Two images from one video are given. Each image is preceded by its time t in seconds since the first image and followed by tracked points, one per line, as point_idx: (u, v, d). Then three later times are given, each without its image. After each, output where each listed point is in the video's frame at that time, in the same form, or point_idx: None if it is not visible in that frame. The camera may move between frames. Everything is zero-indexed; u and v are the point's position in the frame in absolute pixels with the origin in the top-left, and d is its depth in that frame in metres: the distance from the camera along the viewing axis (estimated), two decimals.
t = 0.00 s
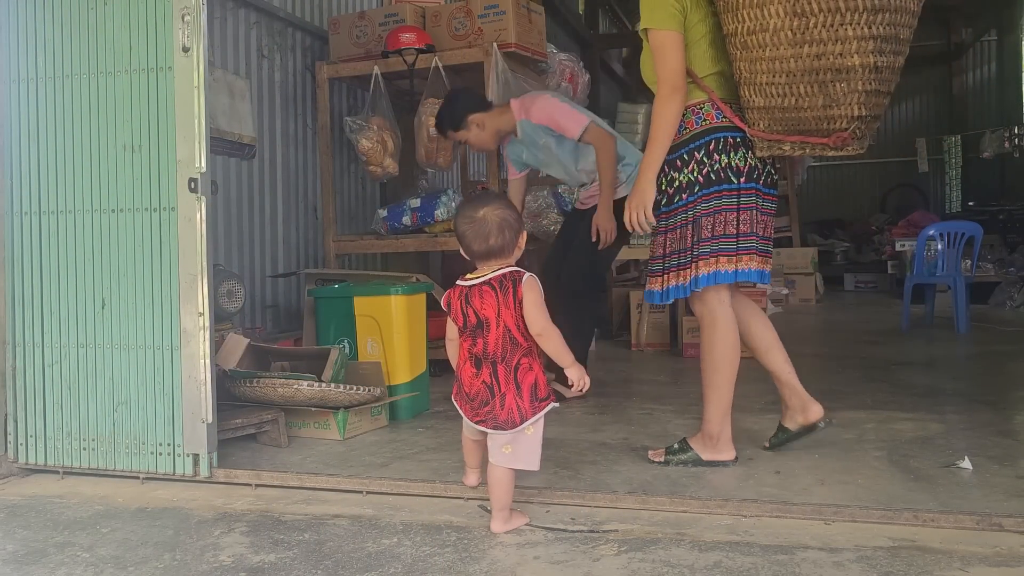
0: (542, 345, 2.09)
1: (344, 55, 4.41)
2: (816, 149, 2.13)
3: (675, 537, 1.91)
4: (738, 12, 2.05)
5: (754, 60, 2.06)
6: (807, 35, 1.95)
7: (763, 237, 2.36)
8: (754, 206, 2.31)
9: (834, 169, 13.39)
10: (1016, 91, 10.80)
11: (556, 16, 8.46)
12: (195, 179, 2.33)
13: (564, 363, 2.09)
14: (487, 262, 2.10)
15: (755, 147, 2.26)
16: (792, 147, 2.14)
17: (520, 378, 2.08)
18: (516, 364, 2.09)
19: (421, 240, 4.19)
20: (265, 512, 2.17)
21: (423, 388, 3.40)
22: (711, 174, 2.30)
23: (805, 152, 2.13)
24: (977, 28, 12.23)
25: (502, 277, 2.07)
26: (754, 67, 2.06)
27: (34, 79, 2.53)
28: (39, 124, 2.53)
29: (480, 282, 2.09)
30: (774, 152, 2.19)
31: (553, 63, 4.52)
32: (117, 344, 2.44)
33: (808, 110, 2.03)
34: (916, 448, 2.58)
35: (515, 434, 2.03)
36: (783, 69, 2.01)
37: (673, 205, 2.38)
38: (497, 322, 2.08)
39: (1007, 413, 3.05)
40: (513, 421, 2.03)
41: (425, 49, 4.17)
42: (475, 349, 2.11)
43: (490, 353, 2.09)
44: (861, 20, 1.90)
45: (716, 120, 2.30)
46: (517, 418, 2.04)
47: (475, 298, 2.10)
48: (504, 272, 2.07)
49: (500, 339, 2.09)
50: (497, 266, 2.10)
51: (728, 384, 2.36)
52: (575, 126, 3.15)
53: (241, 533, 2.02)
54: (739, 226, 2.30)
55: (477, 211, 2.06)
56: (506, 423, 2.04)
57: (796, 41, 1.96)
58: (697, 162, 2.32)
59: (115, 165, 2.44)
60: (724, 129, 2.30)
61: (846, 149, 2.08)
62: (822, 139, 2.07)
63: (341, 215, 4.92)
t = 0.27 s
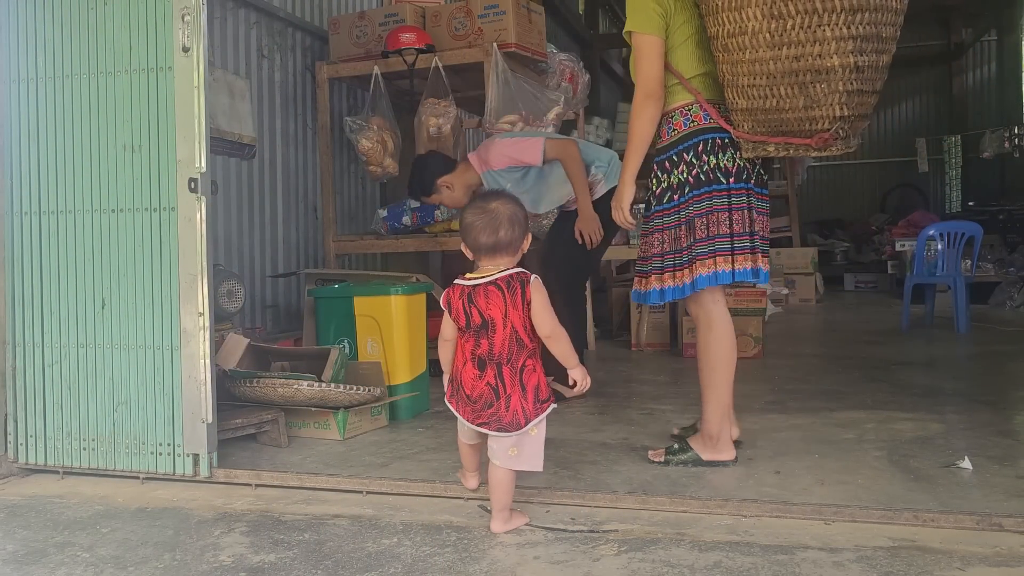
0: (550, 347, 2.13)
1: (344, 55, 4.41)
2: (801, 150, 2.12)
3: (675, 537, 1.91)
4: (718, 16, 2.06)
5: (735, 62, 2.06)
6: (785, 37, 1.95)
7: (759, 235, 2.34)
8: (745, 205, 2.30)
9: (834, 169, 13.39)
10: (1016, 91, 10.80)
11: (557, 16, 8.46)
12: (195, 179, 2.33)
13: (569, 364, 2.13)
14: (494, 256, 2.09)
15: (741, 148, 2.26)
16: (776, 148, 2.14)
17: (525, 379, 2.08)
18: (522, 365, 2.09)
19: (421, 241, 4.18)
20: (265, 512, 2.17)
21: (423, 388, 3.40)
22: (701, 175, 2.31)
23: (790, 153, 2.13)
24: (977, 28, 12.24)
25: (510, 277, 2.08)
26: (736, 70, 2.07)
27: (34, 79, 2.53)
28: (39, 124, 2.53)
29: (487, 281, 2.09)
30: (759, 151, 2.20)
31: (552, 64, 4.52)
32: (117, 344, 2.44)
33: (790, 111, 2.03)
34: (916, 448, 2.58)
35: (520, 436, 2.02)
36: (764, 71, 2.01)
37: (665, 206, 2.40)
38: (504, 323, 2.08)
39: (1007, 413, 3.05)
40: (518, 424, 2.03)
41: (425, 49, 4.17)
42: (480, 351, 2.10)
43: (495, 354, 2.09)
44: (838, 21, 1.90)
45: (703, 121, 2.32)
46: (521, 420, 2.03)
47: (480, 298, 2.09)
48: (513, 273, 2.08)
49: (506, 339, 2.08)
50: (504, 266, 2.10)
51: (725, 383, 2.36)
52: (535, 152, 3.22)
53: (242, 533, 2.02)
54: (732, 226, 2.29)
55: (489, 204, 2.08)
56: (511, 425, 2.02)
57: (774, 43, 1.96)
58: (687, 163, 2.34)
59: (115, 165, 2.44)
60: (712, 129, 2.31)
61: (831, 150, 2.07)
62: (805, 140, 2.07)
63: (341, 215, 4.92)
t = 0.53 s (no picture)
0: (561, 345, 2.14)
1: (344, 55, 4.41)
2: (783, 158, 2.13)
3: (675, 537, 1.91)
4: (710, 22, 2.05)
5: (724, 69, 2.05)
6: (774, 48, 1.94)
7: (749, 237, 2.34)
8: (731, 208, 2.31)
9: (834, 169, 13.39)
10: (1016, 91, 10.80)
11: (557, 16, 8.46)
12: (195, 179, 2.33)
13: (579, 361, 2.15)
14: (495, 255, 2.09)
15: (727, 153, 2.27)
16: (760, 156, 2.14)
17: (530, 380, 2.08)
18: (527, 366, 2.09)
19: (421, 241, 4.18)
20: (265, 512, 2.17)
21: (423, 388, 3.40)
22: (687, 178, 2.33)
23: (772, 161, 2.13)
24: (977, 28, 12.25)
25: (515, 279, 2.07)
26: (725, 77, 2.06)
27: (34, 79, 2.53)
28: (39, 124, 2.53)
29: (491, 282, 2.08)
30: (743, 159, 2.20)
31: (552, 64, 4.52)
32: (117, 344, 2.44)
33: (775, 121, 2.03)
34: (915, 448, 2.58)
35: (524, 437, 2.03)
36: (752, 80, 2.00)
37: (654, 208, 2.43)
38: (509, 325, 2.08)
39: (1007, 413, 3.05)
40: (522, 425, 2.03)
41: (425, 49, 4.17)
42: (485, 353, 2.09)
43: (500, 356, 2.08)
44: (827, 36, 1.90)
45: (691, 125, 2.33)
46: (527, 421, 2.04)
47: (485, 300, 2.08)
48: (515, 274, 2.08)
49: (512, 341, 2.08)
50: (506, 267, 2.10)
51: (722, 383, 2.35)
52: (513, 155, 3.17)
53: (242, 533, 2.02)
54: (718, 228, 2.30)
55: (492, 202, 2.07)
56: (517, 426, 2.03)
57: (764, 53, 1.95)
58: (674, 165, 2.35)
59: (115, 165, 2.44)
60: (699, 133, 2.32)
61: (813, 160, 2.09)
62: (788, 150, 2.08)
63: (341, 215, 4.92)
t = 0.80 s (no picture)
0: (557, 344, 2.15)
1: (344, 55, 4.41)
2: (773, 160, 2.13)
3: (675, 537, 1.91)
4: (702, 26, 2.05)
5: (716, 72, 2.06)
6: (765, 51, 1.95)
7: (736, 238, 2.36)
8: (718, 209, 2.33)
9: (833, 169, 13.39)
10: (1016, 91, 10.81)
11: (557, 16, 8.46)
12: (195, 179, 2.33)
13: (571, 356, 2.17)
14: (488, 255, 2.09)
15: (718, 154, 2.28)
16: (750, 157, 2.14)
17: (524, 379, 2.08)
18: (521, 366, 2.09)
19: (421, 240, 4.18)
20: (265, 512, 2.17)
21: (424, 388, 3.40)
22: (677, 179, 2.34)
23: (762, 163, 2.13)
24: (977, 28, 12.25)
25: (510, 279, 2.08)
26: (717, 79, 2.07)
27: (34, 79, 2.53)
28: (39, 124, 2.53)
29: (487, 283, 2.08)
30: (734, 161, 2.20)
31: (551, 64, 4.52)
32: (117, 344, 2.44)
33: (766, 123, 2.04)
34: (915, 448, 2.58)
35: (522, 436, 2.03)
36: (744, 82, 2.01)
37: (644, 210, 2.45)
38: (505, 325, 2.08)
39: (1007, 413, 3.05)
40: (520, 424, 2.03)
41: (425, 49, 4.17)
42: (480, 353, 2.08)
43: (496, 356, 2.08)
44: (816, 40, 1.92)
45: (683, 128, 2.34)
46: (523, 420, 2.04)
47: (480, 300, 2.08)
48: (511, 275, 2.09)
49: (507, 341, 2.08)
50: (500, 268, 2.10)
51: (718, 380, 2.35)
52: (514, 148, 3.14)
53: (242, 533, 2.02)
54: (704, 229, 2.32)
55: (486, 202, 2.08)
56: (513, 425, 2.02)
57: (755, 57, 1.96)
58: (664, 168, 2.36)
59: (115, 165, 2.44)
60: (690, 136, 2.33)
61: (802, 162, 2.10)
62: (777, 152, 2.09)
63: (341, 215, 4.92)
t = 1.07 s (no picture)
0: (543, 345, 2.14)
1: (344, 55, 4.41)
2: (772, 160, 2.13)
3: (675, 537, 1.91)
4: (700, 27, 2.06)
5: (715, 73, 2.06)
6: (763, 51, 1.96)
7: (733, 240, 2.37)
8: (721, 209, 2.33)
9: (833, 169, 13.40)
10: (1016, 91, 10.81)
11: (557, 16, 8.46)
12: (195, 179, 2.33)
13: (559, 359, 2.11)
14: (475, 255, 2.09)
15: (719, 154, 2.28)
16: (751, 156, 2.13)
17: (516, 376, 2.09)
18: (512, 363, 2.09)
19: (421, 240, 4.18)
20: (265, 512, 2.17)
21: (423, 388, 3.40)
22: (678, 179, 2.33)
23: (762, 162, 2.12)
24: (977, 28, 12.25)
25: (497, 278, 2.08)
26: (716, 80, 2.07)
27: (34, 79, 2.53)
28: (39, 124, 2.53)
29: (474, 282, 2.09)
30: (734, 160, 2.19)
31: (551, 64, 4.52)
32: (117, 344, 2.44)
33: (766, 122, 2.04)
34: (915, 448, 2.58)
35: (515, 433, 2.03)
36: (742, 82, 2.01)
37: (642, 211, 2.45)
38: (494, 323, 2.08)
39: (1007, 413, 3.05)
40: (512, 421, 2.03)
41: (425, 48, 4.17)
42: (471, 352, 2.09)
43: (487, 354, 2.08)
44: (813, 39, 1.93)
45: (683, 129, 2.33)
46: (514, 417, 2.04)
47: (469, 299, 2.08)
48: (498, 273, 2.09)
49: (497, 339, 2.08)
50: (487, 267, 2.10)
51: (717, 380, 2.35)
52: (530, 138, 3.14)
53: (242, 533, 2.02)
54: (709, 228, 2.32)
55: (471, 202, 2.09)
56: (505, 423, 2.03)
57: (753, 56, 1.97)
58: (665, 169, 2.36)
59: (115, 165, 2.44)
60: (690, 137, 2.33)
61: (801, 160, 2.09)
62: (777, 150, 2.08)
63: (341, 215, 4.92)
